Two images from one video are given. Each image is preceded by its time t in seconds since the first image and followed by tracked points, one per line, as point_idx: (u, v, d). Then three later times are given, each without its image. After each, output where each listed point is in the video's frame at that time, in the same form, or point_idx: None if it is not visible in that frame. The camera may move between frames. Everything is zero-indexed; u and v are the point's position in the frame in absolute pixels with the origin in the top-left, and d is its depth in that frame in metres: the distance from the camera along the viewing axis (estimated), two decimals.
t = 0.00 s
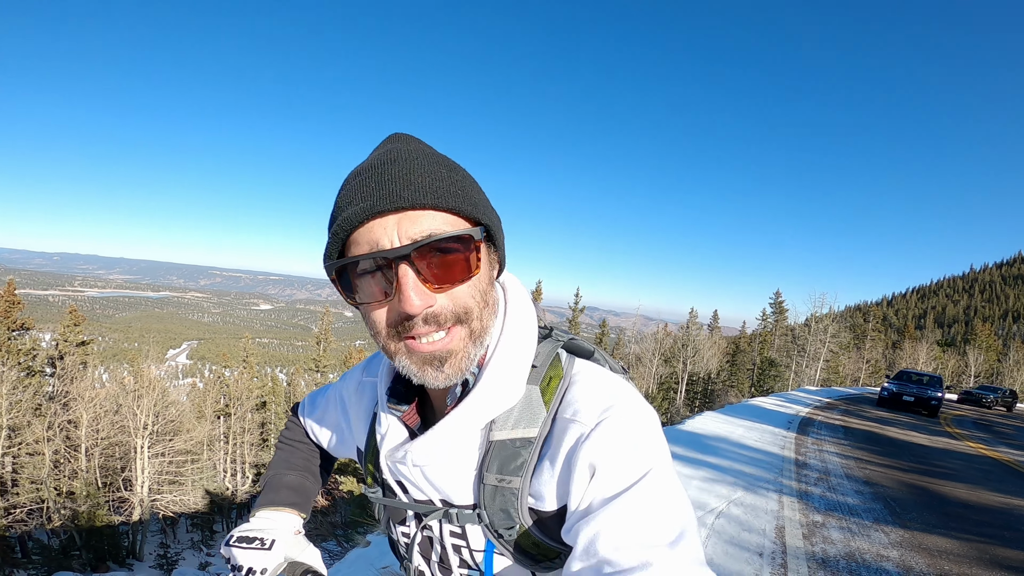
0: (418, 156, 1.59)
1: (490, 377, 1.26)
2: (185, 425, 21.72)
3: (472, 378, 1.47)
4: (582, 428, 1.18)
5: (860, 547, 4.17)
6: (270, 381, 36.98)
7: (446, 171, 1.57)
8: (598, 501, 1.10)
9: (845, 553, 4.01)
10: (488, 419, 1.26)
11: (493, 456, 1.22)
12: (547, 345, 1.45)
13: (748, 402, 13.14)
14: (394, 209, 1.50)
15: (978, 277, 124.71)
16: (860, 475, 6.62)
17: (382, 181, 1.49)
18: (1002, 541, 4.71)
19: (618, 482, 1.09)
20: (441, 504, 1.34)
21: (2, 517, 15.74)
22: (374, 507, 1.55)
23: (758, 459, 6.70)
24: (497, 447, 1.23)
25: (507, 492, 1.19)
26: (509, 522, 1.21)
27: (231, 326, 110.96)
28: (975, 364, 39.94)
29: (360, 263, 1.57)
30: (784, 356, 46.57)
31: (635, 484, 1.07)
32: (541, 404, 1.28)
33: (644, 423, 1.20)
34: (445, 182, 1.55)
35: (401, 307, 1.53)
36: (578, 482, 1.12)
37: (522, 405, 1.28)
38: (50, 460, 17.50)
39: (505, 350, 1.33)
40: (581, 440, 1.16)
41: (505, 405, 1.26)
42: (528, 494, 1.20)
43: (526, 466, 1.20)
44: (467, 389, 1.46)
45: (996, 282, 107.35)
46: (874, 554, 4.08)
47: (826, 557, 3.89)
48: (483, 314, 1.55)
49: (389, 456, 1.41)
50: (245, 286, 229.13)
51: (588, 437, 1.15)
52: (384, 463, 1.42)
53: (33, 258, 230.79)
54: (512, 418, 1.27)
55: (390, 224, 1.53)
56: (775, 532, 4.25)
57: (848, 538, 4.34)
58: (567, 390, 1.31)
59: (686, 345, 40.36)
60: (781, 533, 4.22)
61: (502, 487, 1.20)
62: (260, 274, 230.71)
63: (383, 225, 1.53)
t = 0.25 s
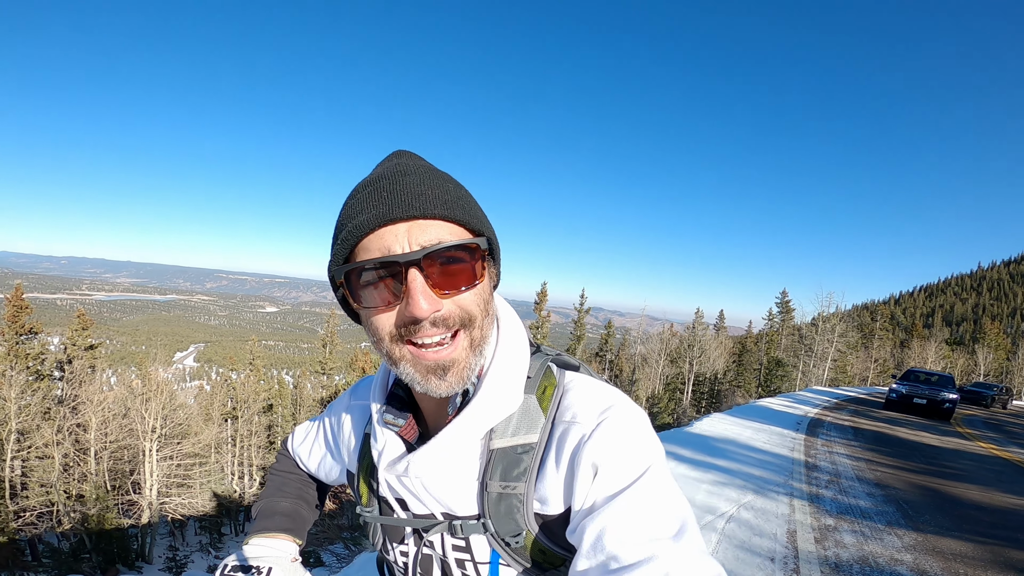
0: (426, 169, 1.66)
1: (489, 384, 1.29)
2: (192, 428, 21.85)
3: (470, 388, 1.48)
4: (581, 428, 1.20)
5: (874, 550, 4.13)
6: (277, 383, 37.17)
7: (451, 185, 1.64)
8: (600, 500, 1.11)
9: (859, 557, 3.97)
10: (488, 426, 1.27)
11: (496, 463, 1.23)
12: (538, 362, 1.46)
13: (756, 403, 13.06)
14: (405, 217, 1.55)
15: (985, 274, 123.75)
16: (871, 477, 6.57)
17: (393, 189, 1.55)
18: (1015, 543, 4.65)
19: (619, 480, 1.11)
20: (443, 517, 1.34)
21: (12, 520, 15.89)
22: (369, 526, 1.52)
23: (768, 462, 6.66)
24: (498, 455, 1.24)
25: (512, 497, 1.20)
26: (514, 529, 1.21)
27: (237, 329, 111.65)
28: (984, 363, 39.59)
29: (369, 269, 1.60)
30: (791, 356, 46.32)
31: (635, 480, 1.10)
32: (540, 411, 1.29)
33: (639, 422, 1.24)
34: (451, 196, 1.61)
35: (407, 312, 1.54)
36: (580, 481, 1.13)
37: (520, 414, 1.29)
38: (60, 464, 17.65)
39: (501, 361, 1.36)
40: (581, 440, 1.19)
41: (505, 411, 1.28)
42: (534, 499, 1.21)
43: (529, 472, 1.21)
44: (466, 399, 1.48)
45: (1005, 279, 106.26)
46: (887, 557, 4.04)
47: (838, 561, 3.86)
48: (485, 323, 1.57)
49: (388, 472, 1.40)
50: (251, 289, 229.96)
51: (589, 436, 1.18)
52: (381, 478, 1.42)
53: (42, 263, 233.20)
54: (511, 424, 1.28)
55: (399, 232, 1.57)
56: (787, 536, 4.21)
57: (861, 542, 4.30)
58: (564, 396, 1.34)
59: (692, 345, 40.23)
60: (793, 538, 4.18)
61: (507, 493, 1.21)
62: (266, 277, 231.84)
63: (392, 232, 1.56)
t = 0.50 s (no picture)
0: (429, 185, 1.65)
1: (488, 403, 1.29)
2: (198, 432, 21.94)
3: (470, 403, 1.49)
4: (582, 444, 1.21)
5: (882, 553, 4.10)
6: (282, 386, 37.28)
7: (453, 201, 1.64)
8: (602, 516, 1.11)
9: (866, 560, 3.94)
10: (489, 443, 1.27)
11: (498, 479, 1.24)
12: (537, 376, 1.46)
13: (762, 403, 12.98)
14: (407, 232, 1.55)
15: (993, 271, 122.92)
16: (878, 478, 6.51)
17: (396, 205, 1.55)
18: None
19: (621, 497, 1.11)
20: (444, 533, 1.34)
21: (19, 524, 15.98)
22: (366, 541, 1.52)
23: (774, 463, 6.62)
24: (500, 471, 1.24)
25: (513, 514, 1.20)
26: (516, 545, 1.21)
27: (242, 333, 112.11)
28: (992, 360, 39.27)
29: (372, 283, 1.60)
30: (797, 354, 46.08)
31: (637, 497, 1.10)
32: (541, 426, 1.30)
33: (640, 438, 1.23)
34: (453, 212, 1.61)
35: (407, 325, 1.55)
36: (582, 497, 1.13)
37: (522, 429, 1.29)
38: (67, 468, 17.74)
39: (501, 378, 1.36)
40: (584, 454, 1.19)
41: (507, 427, 1.28)
42: (535, 516, 1.21)
43: (531, 489, 1.21)
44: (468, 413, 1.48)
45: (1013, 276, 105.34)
46: (896, 560, 4.00)
47: (846, 564, 3.83)
48: (484, 340, 1.57)
49: (388, 488, 1.40)
50: (256, 293, 229.87)
51: (591, 452, 1.18)
52: (381, 494, 1.41)
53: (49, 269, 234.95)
54: (512, 440, 1.28)
55: (402, 246, 1.57)
56: (792, 539, 4.19)
57: (869, 544, 4.27)
58: (564, 410, 1.34)
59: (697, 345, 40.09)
60: (798, 540, 4.16)
61: (509, 510, 1.21)
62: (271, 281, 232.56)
63: (394, 247, 1.57)
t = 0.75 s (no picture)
0: (473, 177, 1.66)
1: (512, 405, 1.30)
2: (204, 435, 22.05)
3: (489, 402, 1.50)
4: (607, 452, 1.21)
5: (886, 553, 4.07)
6: (287, 389, 37.40)
7: (494, 197, 1.64)
8: (618, 525, 1.12)
9: (870, 560, 3.91)
10: (509, 444, 1.29)
11: (514, 480, 1.24)
12: (563, 384, 1.50)
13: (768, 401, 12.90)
14: (436, 215, 1.59)
15: (1000, 267, 121.85)
16: (884, 476, 6.47)
17: (432, 189, 1.59)
18: None
19: (641, 508, 1.11)
20: (453, 532, 1.33)
21: (28, 527, 16.10)
22: (372, 538, 1.51)
23: (778, 462, 6.58)
24: (517, 472, 1.26)
25: (527, 517, 1.20)
26: (526, 550, 1.20)
27: (248, 336, 112.66)
28: (1000, 357, 38.91)
29: (397, 260, 1.67)
30: (802, 352, 45.79)
31: (657, 509, 1.11)
32: (563, 432, 1.32)
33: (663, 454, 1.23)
34: (489, 206, 1.61)
35: (414, 305, 1.58)
36: (602, 503, 1.14)
37: (542, 433, 1.31)
38: (75, 471, 17.87)
39: (526, 381, 1.38)
40: (607, 464, 1.19)
41: (529, 429, 1.30)
42: (549, 521, 1.21)
43: (548, 491, 1.22)
44: (486, 412, 1.49)
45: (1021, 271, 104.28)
46: (900, 560, 3.97)
47: (849, 564, 3.80)
48: (492, 339, 1.55)
49: (402, 483, 1.40)
50: (261, 296, 230.05)
51: (614, 462, 1.18)
52: (395, 489, 1.41)
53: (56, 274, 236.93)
54: (533, 444, 1.30)
55: (429, 227, 1.61)
56: (795, 539, 4.16)
57: (873, 544, 4.23)
58: (587, 420, 1.36)
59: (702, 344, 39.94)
60: (801, 541, 4.13)
61: (523, 512, 1.21)
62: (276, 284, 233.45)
63: (422, 227, 1.62)
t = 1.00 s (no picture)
0: (514, 179, 1.65)
1: (525, 400, 1.31)
2: (209, 437, 22.15)
3: (507, 397, 1.51)
4: (617, 458, 1.21)
5: (881, 554, 4.03)
6: (291, 391, 37.52)
7: (533, 200, 1.63)
8: (617, 532, 1.12)
9: (863, 561, 3.88)
10: (516, 439, 1.29)
11: (514, 474, 1.25)
12: (578, 388, 1.52)
13: (771, 400, 12.82)
14: (473, 214, 1.58)
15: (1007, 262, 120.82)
16: (885, 475, 6.42)
17: (472, 189, 1.59)
18: None
19: (642, 514, 1.12)
20: (447, 521, 1.33)
21: (35, 530, 16.21)
22: (366, 523, 1.50)
23: (778, 461, 6.55)
24: (519, 467, 1.26)
25: (522, 511, 1.19)
26: (516, 544, 1.19)
27: (253, 338, 113.23)
28: (1008, 353, 38.56)
29: (431, 256, 1.66)
30: (807, 350, 45.54)
31: (658, 521, 1.10)
32: (572, 434, 1.32)
33: (671, 467, 1.22)
34: (528, 210, 1.60)
35: (446, 302, 1.58)
36: (607, 507, 1.14)
37: (551, 432, 1.32)
38: (81, 474, 17.99)
39: (542, 378, 1.39)
40: (616, 469, 1.19)
41: (538, 427, 1.30)
42: (546, 518, 1.21)
43: (549, 488, 1.21)
44: (501, 406, 1.51)
45: None
46: (894, 562, 3.92)
47: (841, 566, 3.77)
48: (519, 340, 1.55)
49: (406, 468, 1.40)
50: (266, 298, 230.63)
51: (624, 469, 1.18)
52: (397, 473, 1.41)
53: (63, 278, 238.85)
54: (540, 441, 1.30)
55: (467, 226, 1.61)
56: (788, 540, 4.13)
57: (868, 545, 4.20)
58: (596, 425, 1.36)
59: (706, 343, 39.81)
60: (795, 542, 4.10)
61: (518, 505, 1.20)
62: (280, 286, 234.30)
63: (460, 225, 1.61)
